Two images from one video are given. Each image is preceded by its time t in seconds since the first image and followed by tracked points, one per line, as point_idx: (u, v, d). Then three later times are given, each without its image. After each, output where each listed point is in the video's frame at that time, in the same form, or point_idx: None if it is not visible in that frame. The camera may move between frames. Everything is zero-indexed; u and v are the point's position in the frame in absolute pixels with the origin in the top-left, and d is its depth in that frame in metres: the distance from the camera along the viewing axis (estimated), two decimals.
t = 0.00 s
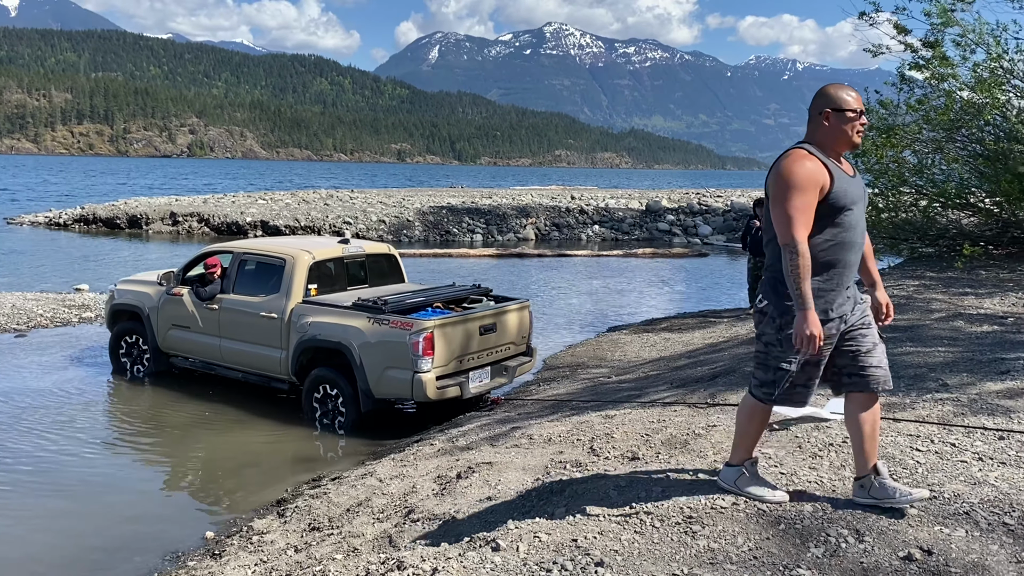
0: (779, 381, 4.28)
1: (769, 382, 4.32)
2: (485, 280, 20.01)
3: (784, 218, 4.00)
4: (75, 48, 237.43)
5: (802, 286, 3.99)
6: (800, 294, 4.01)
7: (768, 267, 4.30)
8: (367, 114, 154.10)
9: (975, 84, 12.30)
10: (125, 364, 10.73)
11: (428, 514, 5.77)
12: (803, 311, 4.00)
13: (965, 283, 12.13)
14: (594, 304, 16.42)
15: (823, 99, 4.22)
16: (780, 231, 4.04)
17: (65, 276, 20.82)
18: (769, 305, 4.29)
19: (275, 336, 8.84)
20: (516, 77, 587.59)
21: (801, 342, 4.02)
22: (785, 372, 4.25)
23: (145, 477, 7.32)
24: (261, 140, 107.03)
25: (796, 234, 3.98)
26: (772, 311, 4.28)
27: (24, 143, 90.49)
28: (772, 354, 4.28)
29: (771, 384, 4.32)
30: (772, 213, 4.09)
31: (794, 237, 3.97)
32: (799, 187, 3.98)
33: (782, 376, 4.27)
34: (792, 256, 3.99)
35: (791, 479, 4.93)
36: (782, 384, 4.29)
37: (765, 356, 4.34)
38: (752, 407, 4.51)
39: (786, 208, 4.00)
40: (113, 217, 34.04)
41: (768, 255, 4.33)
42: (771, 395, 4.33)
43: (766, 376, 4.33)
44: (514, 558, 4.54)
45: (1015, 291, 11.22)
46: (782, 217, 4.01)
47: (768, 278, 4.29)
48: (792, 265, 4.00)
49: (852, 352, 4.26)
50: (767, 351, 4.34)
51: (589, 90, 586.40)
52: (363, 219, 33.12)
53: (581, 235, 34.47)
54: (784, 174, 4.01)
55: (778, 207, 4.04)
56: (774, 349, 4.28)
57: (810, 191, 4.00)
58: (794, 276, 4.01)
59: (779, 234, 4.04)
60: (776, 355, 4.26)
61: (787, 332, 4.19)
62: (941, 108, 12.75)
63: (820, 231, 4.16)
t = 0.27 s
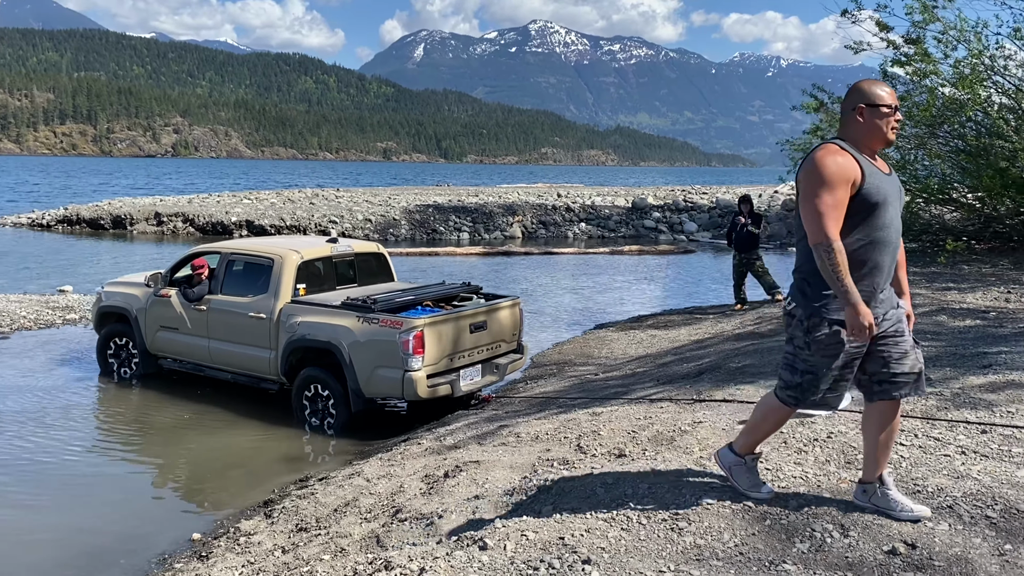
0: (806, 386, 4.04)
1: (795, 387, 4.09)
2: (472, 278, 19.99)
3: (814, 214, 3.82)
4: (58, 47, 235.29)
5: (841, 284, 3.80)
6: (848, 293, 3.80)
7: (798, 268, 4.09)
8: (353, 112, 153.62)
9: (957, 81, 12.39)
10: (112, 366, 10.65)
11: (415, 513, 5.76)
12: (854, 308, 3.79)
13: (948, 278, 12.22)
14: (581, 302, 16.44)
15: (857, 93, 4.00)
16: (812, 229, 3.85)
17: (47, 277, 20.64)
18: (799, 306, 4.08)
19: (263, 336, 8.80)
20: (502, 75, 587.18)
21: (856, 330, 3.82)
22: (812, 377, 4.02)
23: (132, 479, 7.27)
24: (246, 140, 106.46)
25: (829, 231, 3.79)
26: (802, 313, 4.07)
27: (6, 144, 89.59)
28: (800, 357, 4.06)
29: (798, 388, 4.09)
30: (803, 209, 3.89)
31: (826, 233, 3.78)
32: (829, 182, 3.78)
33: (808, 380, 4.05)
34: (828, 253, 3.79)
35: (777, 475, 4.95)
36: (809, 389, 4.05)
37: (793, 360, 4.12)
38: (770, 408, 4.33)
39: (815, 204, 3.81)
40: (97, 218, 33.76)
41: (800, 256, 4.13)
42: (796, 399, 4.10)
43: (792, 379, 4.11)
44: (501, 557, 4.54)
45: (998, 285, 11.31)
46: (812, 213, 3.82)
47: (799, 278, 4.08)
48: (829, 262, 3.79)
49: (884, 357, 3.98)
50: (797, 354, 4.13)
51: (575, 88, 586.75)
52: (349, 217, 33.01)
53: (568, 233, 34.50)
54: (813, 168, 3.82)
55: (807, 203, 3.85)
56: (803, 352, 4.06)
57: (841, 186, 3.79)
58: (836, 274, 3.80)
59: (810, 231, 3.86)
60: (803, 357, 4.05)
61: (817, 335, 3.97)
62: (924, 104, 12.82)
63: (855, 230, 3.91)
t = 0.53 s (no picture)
0: (861, 380, 3.89)
1: (850, 384, 3.93)
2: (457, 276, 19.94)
3: (824, 199, 3.80)
4: (37, 45, 232.65)
5: (835, 271, 3.76)
6: (838, 281, 3.76)
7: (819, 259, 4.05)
8: (337, 110, 152.88)
9: (937, 76, 12.40)
10: (96, 368, 10.55)
11: (399, 512, 5.74)
12: (842, 296, 3.74)
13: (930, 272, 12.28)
14: (566, 299, 16.44)
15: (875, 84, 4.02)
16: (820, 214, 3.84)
17: (27, 278, 20.41)
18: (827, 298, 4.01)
19: (249, 336, 8.74)
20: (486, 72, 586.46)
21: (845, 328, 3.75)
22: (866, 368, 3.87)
23: (117, 480, 7.22)
24: (229, 138, 105.72)
25: (835, 216, 3.77)
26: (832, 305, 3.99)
27: None
28: (846, 352, 3.92)
29: (854, 384, 3.93)
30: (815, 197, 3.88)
31: (833, 218, 3.76)
32: (842, 167, 3.77)
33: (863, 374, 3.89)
34: (830, 238, 3.77)
35: (760, 470, 4.96)
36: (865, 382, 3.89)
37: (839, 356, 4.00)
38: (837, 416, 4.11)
39: (827, 188, 3.80)
40: (78, 218, 33.40)
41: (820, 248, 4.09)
42: (858, 400, 3.92)
43: (846, 377, 3.95)
44: (486, 555, 4.53)
45: (978, 279, 11.41)
46: (823, 198, 3.81)
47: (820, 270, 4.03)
48: (830, 248, 3.77)
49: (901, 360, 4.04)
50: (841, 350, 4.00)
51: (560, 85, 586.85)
52: (333, 216, 32.85)
53: (553, 230, 34.51)
54: (827, 154, 3.82)
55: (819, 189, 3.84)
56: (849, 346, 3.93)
57: (856, 171, 3.77)
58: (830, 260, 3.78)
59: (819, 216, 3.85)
60: (848, 350, 3.91)
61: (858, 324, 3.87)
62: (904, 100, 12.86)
63: (873, 217, 3.89)
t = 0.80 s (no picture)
0: (891, 391, 3.68)
1: (881, 395, 3.71)
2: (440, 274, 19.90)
3: (838, 203, 3.63)
4: (11, 43, 229.33)
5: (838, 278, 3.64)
6: (831, 288, 3.66)
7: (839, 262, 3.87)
8: (318, 108, 152.03)
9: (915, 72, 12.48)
10: (77, 370, 10.42)
11: (383, 511, 5.71)
12: (827, 302, 3.66)
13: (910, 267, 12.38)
14: (550, 296, 16.43)
15: (906, 77, 3.76)
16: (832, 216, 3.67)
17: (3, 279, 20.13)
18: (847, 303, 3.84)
19: (232, 336, 8.66)
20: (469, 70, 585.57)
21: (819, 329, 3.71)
22: (895, 378, 3.67)
23: (99, 482, 7.14)
24: (209, 137, 104.92)
25: (846, 222, 3.61)
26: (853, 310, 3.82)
27: None
28: (875, 362, 3.72)
29: (884, 396, 3.71)
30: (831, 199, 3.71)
31: (843, 224, 3.60)
32: (858, 170, 3.57)
33: (893, 385, 3.68)
34: (837, 244, 3.63)
35: (742, 465, 4.97)
36: (896, 394, 3.68)
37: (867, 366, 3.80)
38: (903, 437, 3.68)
39: (841, 192, 3.62)
40: (55, 218, 33.01)
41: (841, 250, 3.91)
42: (892, 412, 3.69)
43: (875, 388, 3.74)
44: (469, 553, 4.51)
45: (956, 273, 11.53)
46: (836, 202, 3.64)
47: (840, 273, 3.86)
48: (836, 254, 3.63)
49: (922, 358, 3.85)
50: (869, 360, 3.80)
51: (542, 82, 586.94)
52: (314, 215, 32.67)
53: (535, 227, 34.50)
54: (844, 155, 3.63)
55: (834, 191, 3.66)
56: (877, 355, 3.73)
57: (874, 175, 3.56)
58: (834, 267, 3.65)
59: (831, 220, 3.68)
60: (877, 361, 3.72)
61: (883, 332, 3.68)
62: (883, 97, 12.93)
63: (894, 220, 3.68)
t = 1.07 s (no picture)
0: (932, 412, 3.40)
1: (920, 415, 3.43)
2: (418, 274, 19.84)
3: (882, 213, 3.35)
4: None
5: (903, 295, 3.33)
6: (896, 306, 3.35)
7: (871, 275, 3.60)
8: (294, 108, 151.02)
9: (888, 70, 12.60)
10: (52, 374, 10.26)
11: (360, 512, 5.67)
12: (896, 323, 3.36)
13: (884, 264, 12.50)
14: (528, 295, 16.44)
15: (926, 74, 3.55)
16: (878, 229, 3.38)
17: None
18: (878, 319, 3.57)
19: (211, 338, 8.57)
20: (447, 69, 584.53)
21: (887, 356, 3.41)
22: (937, 396, 3.39)
23: (76, 487, 7.04)
24: (184, 138, 103.90)
25: (899, 235, 3.32)
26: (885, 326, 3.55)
27: None
28: (913, 379, 3.44)
29: (923, 416, 3.43)
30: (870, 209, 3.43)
31: (894, 235, 3.31)
32: (900, 175, 3.31)
33: (934, 405, 3.40)
34: (892, 258, 3.33)
35: (719, 461, 4.99)
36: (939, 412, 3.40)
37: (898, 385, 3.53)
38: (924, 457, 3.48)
39: (885, 200, 3.33)
40: (27, 220, 32.53)
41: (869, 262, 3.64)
42: (933, 432, 3.41)
43: (914, 408, 3.45)
44: (446, 554, 4.48)
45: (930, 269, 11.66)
46: (881, 213, 3.35)
47: (872, 288, 3.59)
48: (892, 270, 3.33)
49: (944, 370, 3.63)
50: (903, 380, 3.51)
51: (520, 82, 587.08)
52: (291, 215, 32.46)
53: (514, 226, 34.50)
54: (879, 161, 3.37)
55: (874, 200, 3.38)
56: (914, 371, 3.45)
57: (917, 180, 3.31)
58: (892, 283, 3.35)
59: (877, 231, 3.40)
60: (916, 380, 3.43)
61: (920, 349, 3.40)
62: (856, 95, 13.07)
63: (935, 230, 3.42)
